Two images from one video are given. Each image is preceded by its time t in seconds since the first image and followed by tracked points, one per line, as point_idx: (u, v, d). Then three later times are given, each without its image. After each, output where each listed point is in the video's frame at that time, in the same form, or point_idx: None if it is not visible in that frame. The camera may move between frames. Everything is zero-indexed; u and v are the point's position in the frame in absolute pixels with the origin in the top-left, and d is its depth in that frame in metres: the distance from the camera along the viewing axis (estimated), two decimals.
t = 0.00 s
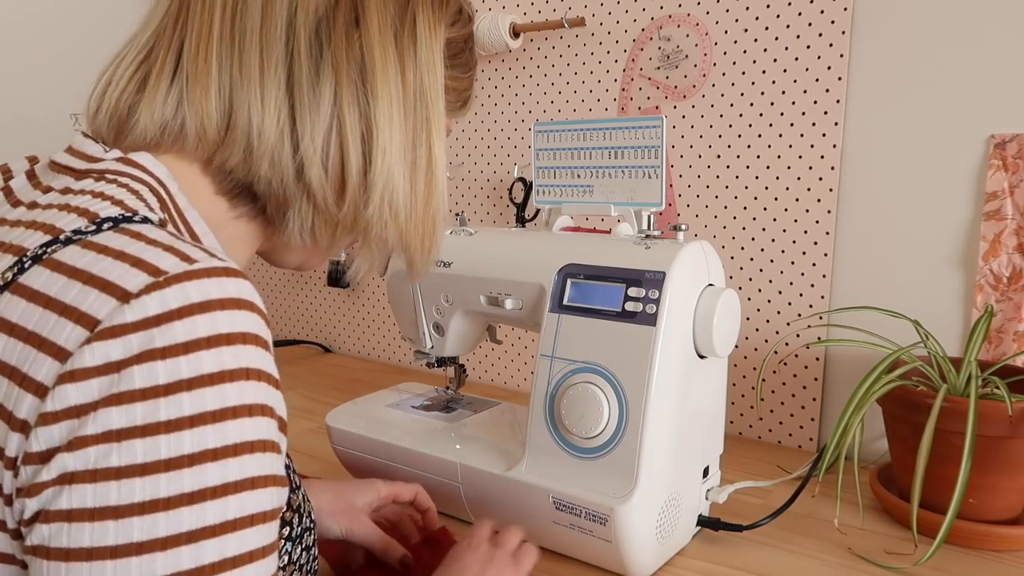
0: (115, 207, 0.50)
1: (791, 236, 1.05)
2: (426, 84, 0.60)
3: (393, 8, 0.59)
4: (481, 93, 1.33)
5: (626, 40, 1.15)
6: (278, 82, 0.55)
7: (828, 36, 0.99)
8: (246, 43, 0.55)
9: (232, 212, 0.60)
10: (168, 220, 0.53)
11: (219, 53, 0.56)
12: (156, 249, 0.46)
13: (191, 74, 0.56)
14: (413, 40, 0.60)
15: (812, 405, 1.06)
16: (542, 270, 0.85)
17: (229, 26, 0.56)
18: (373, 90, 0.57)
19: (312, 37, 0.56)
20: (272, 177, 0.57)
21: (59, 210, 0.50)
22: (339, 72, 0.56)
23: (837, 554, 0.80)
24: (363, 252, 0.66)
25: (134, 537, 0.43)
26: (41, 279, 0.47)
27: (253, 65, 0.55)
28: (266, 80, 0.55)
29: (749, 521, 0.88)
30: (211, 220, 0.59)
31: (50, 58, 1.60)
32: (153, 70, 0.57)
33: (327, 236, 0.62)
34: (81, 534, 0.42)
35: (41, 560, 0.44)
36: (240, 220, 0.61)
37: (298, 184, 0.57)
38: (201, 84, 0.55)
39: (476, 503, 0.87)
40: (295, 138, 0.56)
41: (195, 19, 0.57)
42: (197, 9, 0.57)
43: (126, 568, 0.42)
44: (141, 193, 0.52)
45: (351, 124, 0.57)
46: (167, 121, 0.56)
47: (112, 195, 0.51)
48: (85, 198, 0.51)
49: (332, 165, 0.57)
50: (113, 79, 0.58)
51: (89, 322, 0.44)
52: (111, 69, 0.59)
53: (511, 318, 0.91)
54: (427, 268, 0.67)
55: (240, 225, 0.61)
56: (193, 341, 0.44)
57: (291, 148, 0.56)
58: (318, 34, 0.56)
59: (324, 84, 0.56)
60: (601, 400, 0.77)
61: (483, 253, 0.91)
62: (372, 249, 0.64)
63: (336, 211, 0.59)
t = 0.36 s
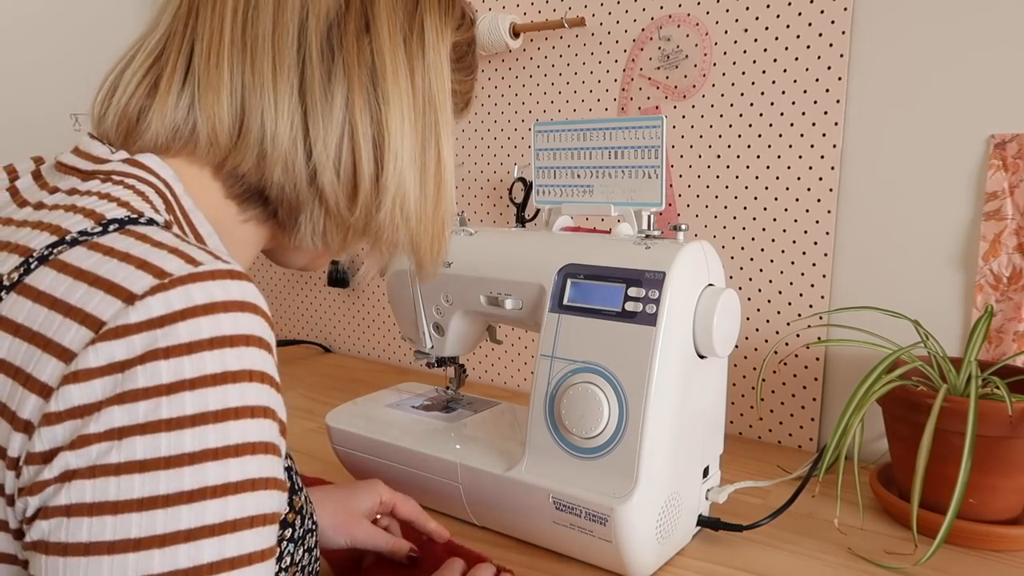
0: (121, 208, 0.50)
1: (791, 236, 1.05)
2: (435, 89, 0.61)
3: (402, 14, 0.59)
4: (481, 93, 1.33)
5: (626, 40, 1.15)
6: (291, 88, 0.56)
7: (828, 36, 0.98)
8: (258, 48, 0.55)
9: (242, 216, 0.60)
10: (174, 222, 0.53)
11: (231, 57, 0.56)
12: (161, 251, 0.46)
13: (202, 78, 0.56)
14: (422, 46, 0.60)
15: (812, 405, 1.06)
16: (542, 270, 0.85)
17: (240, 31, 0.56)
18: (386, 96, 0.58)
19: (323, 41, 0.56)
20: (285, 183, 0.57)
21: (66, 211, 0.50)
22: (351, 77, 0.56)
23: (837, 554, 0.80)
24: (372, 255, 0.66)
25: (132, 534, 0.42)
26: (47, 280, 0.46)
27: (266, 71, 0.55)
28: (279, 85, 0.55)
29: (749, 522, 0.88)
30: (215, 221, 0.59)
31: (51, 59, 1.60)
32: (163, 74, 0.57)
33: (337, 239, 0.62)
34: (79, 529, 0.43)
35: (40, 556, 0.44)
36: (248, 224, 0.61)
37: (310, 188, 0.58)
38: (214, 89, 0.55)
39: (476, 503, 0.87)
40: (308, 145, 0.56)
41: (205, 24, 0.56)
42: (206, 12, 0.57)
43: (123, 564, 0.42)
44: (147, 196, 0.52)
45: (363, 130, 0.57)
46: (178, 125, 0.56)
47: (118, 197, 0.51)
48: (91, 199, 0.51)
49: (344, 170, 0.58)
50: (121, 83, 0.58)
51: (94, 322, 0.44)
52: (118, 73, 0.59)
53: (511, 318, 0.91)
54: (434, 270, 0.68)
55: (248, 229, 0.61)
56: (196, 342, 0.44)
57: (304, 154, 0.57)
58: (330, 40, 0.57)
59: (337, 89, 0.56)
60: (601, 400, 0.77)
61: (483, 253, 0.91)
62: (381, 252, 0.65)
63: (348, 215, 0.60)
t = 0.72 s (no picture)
0: (115, 207, 0.50)
1: (791, 236, 1.05)
2: (430, 81, 0.61)
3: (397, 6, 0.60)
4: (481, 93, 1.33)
5: (626, 40, 1.15)
6: (287, 82, 0.56)
7: (828, 36, 0.98)
8: (254, 43, 0.55)
9: (239, 213, 0.60)
10: (168, 222, 0.53)
11: (225, 53, 0.55)
12: (154, 249, 0.46)
13: (197, 74, 0.55)
14: (417, 38, 0.60)
15: (812, 405, 1.06)
16: (542, 270, 0.85)
17: (235, 27, 0.56)
18: (383, 87, 0.58)
19: (319, 35, 0.56)
20: (283, 178, 0.57)
21: (57, 210, 0.50)
22: (348, 70, 0.56)
23: (837, 554, 0.80)
24: (371, 250, 0.66)
25: (151, 528, 0.42)
26: (40, 280, 0.47)
27: (262, 65, 0.55)
28: (275, 80, 0.55)
29: (749, 522, 0.88)
30: (212, 222, 0.59)
31: (51, 59, 1.59)
32: (157, 72, 0.57)
33: (337, 233, 0.62)
34: (98, 527, 0.42)
35: (58, 559, 0.43)
36: (245, 221, 0.61)
37: (310, 183, 0.58)
38: (209, 85, 0.55)
39: (476, 503, 0.87)
40: (306, 139, 0.56)
41: (198, 21, 0.56)
42: (200, 9, 0.57)
43: (147, 557, 0.42)
44: (139, 194, 0.52)
45: (361, 122, 0.57)
46: (173, 122, 0.56)
47: (110, 196, 0.51)
48: (84, 198, 0.51)
49: (343, 163, 0.58)
50: (114, 82, 0.58)
51: (91, 323, 0.44)
52: (111, 73, 0.58)
53: (511, 318, 0.91)
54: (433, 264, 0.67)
55: (244, 227, 0.61)
56: (199, 338, 0.44)
57: (303, 149, 0.57)
58: (326, 34, 0.57)
59: (335, 83, 0.56)
60: (601, 400, 0.77)
61: (483, 253, 0.91)
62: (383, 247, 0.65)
63: (348, 210, 0.60)
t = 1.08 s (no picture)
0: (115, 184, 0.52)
1: (791, 236, 1.05)
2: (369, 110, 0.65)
3: (344, 40, 0.63)
4: (480, 93, 1.33)
5: (626, 40, 1.15)
6: (240, 102, 0.58)
7: (828, 36, 0.98)
8: (214, 63, 0.58)
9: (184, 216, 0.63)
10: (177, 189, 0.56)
11: (186, 71, 0.58)
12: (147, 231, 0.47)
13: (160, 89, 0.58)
14: (357, 70, 0.64)
15: (812, 405, 1.06)
16: (542, 270, 0.85)
17: (194, 48, 0.58)
18: (327, 114, 0.61)
19: (272, 62, 0.59)
20: (226, 188, 0.60)
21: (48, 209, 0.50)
22: (296, 95, 0.59)
23: (837, 554, 0.80)
24: (308, 261, 0.69)
25: (198, 454, 0.47)
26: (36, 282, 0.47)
27: (219, 86, 0.58)
28: (229, 99, 0.58)
29: (749, 522, 0.88)
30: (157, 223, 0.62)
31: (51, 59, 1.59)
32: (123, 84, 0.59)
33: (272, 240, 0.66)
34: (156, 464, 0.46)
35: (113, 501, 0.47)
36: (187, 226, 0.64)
37: (252, 195, 0.61)
38: (167, 100, 0.57)
39: (476, 503, 0.86)
40: (252, 156, 0.60)
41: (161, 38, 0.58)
42: (161, 26, 0.58)
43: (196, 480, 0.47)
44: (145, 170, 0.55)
45: (305, 144, 0.60)
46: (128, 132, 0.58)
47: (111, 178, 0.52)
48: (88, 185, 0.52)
49: (285, 181, 0.61)
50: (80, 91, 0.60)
51: (82, 316, 0.46)
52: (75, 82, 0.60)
53: (511, 318, 0.91)
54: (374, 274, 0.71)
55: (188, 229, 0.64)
56: (205, 323, 0.47)
57: (249, 164, 0.60)
58: (277, 61, 0.59)
59: (281, 104, 0.59)
60: (601, 400, 0.77)
61: (483, 253, 0.91)
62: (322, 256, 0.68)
63: (292, 226, 0.63)
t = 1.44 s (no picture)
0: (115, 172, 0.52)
1: (791, 236, 1.05)
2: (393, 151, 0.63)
3: (374, 80, 0.62)
4: (480, 93, 1.33)
5: (626, 40, 1.15)
6: (255, 130, 0.57)
7: (827, 36, 0.98)
8: (233, 93, 0.57)
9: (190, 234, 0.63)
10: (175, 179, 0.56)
11: (205, 98, 0.57)
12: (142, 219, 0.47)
13: (179, 112, 0.58)
14: (386, 111, 0.62)
15: (812, 405, 1.06)
16: (542, 270, 0.85)
17: (215, 78, 0.58)
18: (346, 151, 0.59)
19: (293, 94, 0.58)
20: (232, 215, 0.59)
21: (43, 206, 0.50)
22: (314, 128, 0.58)
23: (836, 554, 0.80)
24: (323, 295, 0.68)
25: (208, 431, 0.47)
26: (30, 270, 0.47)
27: (235, 114, 0.57)
28: (243, 127, 0.57)
29: (749, 521, 0.88)
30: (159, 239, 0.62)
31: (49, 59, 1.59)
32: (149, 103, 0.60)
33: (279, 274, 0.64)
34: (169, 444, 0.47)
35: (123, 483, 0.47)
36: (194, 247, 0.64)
37: (257, 225, 0.60)
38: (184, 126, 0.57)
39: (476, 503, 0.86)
40: (262, 185, 0.58)
41: (186, 62, 0.58)
42: (189, 52, 0.59)
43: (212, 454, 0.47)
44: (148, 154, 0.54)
45: (321, 178, 0.59)
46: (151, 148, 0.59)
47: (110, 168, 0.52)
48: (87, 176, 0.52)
49: (294, 215, 0.59)
50: (107, 105, 0.61)
51: (82, 307, 0.46)
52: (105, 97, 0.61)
53: (511, 318, 0.91)
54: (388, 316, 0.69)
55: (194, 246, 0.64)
56: (206, 306, 0.47)
57: (257, 192, 0.59)
58: (298, 94, 0.58)
59: (295, 135, 0.58)
60: (601, 400, 0.77)
61: (483, 253, 0.91)
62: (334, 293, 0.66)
63: (306, 262, 0.62)
